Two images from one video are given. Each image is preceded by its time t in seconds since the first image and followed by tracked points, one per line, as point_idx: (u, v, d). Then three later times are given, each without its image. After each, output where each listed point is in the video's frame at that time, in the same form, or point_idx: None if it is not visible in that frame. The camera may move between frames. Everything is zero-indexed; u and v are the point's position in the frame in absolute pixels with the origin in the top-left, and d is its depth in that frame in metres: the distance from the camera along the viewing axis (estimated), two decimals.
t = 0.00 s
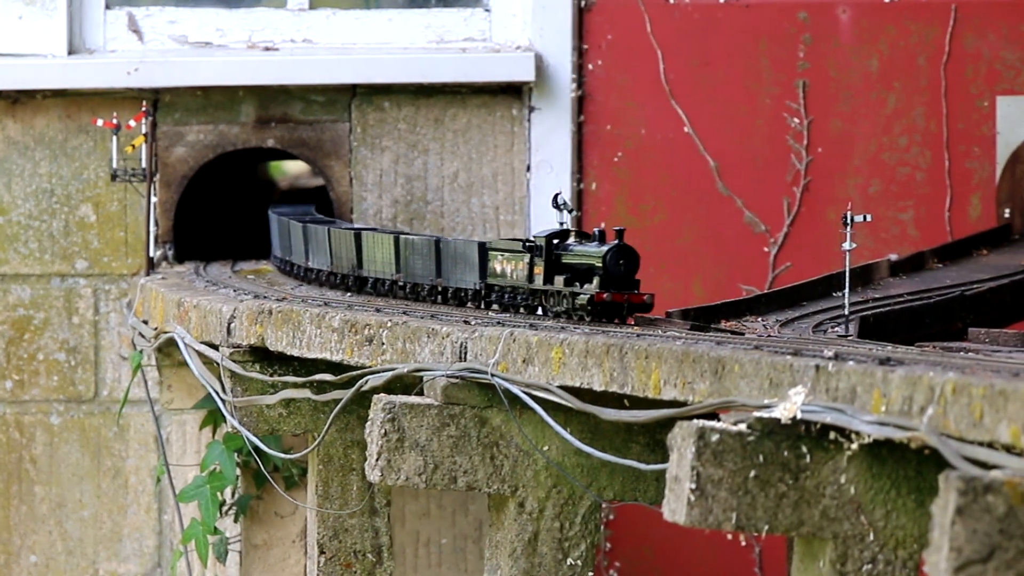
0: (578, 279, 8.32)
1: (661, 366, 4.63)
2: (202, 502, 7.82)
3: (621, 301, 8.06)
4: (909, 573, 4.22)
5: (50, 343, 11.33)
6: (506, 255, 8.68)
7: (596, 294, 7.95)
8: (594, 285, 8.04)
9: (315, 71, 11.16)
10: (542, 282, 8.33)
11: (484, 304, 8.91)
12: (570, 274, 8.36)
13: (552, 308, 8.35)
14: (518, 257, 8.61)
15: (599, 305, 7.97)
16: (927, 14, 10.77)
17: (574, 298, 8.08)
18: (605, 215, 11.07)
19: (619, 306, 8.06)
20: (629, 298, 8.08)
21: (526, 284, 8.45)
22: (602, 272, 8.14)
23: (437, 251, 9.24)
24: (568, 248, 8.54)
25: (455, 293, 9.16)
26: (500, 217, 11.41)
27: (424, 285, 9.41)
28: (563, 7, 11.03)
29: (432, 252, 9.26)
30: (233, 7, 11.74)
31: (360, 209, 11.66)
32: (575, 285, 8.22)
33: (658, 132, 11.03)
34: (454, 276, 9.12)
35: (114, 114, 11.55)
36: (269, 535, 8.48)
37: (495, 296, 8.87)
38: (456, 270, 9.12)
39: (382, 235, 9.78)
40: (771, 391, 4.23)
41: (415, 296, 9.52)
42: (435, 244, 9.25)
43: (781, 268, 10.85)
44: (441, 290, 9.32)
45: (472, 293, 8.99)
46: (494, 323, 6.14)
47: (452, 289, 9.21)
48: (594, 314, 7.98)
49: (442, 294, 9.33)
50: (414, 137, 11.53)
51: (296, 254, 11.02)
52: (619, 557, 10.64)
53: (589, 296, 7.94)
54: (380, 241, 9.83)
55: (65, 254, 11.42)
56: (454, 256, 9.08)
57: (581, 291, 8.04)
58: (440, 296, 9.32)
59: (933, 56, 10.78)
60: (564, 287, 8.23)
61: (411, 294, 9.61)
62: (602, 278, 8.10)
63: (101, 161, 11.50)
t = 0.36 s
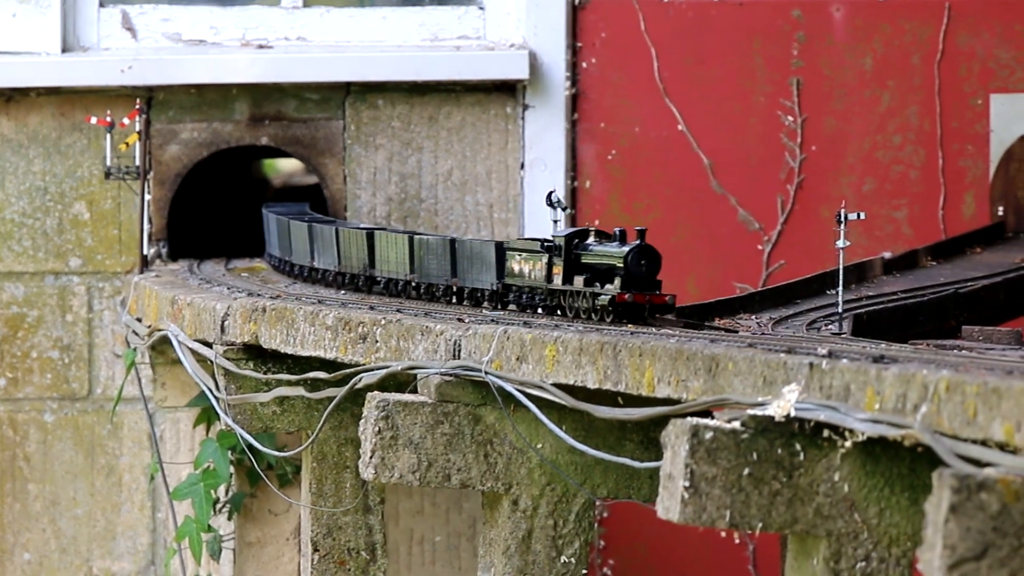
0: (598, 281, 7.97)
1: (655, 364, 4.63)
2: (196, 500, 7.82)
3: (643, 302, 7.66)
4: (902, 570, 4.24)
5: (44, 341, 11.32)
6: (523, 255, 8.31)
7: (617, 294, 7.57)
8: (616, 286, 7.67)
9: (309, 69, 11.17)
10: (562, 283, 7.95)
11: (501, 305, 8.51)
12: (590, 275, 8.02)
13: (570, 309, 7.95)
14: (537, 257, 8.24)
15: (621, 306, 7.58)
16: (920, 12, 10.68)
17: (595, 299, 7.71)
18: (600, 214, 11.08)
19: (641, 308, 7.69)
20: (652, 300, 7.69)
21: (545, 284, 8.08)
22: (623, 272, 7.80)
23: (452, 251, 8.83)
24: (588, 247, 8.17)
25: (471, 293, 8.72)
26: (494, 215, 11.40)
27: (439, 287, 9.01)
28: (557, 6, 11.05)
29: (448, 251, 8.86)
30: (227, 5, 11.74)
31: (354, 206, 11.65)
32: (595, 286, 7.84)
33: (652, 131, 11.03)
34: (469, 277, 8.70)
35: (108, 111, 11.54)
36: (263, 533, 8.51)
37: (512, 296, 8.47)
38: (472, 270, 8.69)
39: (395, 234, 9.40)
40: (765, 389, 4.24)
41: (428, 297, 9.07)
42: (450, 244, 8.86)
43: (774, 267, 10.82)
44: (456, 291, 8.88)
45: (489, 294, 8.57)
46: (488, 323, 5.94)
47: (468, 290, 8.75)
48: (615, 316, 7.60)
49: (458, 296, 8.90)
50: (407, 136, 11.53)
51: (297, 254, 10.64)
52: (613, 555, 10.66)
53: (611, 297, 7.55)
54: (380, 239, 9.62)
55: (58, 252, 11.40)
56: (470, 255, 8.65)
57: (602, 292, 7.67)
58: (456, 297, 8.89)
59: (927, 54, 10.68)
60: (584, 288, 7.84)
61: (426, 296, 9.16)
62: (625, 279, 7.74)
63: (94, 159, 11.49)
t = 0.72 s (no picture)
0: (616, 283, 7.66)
1: (646, 363, 4.64)
2: (186, 500, 7.79)
3: (663, 304, 7.29)
4: (893, 569, 4.24)
5: (35, 341, 11.31)
6: (539, 256, 8.03)
7: (637, 295, 7.25)
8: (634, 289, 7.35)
9: (301, 69, 11.16)
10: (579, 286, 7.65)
11: (515, 307, 8.26)
12: (609, 277, 7.70)
13: (587, 312, 7.63)
14: (552, 259, 7.96)
15: (640, 308, 7.26)
16: (912, 12, 10.69)
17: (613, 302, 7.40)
18: (591, 214, 11.07)
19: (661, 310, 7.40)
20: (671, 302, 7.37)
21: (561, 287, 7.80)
22: (643, 274, 7.44)
23: (467, 252, 8.64)
24: (607, 249, 7.87)
25: (483, 296, 8.47)
26: (485, 215, 11.42)
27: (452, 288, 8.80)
28: (549, 6, 11.05)
29: (463, 252, 8.67)
30: (219, 4, 11.73)
31: (346, 206, 11.64)
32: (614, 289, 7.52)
33: (644, 130, 11.02)
34: (483, 279, 8.49)
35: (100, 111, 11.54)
36: (254, 533, 8.53)
37: (526, 299, 8.21)
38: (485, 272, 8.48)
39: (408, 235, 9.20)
40: (756, 389, 4.25)
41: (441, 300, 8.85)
42: (465, 245, 8.66)
43: (766, 267, 10.81)
44: (469, 294, 8.65)
45: (504, 296, 8.34)
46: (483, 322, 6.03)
47: (481, 292, 8.50)
48: (635, 319, 7.31)
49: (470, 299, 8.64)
50: (399, 135, 11.53)
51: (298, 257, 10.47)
52: (605, 555, 10.68)
53: (630, 298, 7.25)
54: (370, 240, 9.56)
55: (50, 252, 11.39)
56: (484, 257, 8.44)
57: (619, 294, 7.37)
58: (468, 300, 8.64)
59: (918, 54, 10.69)
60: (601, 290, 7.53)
61: (439, 300, 8.94)
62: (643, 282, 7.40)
63: (86, 159, 11.48)
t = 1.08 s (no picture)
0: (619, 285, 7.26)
1: (620, 363, 4.67)
2: (160, 499, 7.79)
3: (667, 308, 6.98)
4: (867, 569, 4.31)
5: (8, 340, 11.27)
6: (539, 258, 7.62)
7: (641, 298, 6.91)
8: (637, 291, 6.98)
9: (275, 68, 11.15)
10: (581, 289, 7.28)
11: (515, 309, 7.93)
12: (611, 279, 7.29)
13: (590, 314, 7.30)
14: (553, 261, 7.54)
15: (644, 311, 6.93)
16: (885, 11, 10.65)
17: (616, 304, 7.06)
18: (565, 212, 11.08)
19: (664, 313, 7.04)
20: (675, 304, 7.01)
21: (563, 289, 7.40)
22: (647, 276, 7.03)
23: (464, 254, 8.24)
24: (610, 250, 7.46)
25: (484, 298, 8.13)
26: (460, 214, 11.41)
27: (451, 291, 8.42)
28: (523, 5, 11.05)
29: (460, 253, 8.29)
30: (193, 3, 11.72)
31: (320, 205, 11.61)
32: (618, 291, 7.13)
33: (618, 130, 11.01)
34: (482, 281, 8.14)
35: (73, 110, 11.51)
36: (229, 532, 8.52)
37: (527, 300, 7.86)
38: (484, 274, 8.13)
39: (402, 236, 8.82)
40: (730, 388, 4.29)
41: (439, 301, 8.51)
42: (461, 245, 8.27)
43: (740, 266, 10.77)
44: (468, 295, 8.27)
45: (503, 297, 8.01)
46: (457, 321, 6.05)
47: (480, 294, 8.16)
48: (638, 322, 6.99)
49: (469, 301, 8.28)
50: (373, 134, 11.53)
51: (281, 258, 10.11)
52: (579, 553, 10.68)
53: (633, 301, 6.91)
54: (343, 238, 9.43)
55: (23, 251, 11.35)
56: (483, 257, 8.07)
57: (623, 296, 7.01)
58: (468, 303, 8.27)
59: (892, 54, 10.65)
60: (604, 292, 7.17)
61: (437, 302, 8.59)
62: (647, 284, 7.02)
63: (59, 158, 11.43)
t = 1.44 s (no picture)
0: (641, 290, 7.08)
1: (615, 365, 4.68)
2: (155, 501, 7.79)
3: (689, 312, 6.86)
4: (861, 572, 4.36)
5: (3, 342, 11.26)
6: (559, 263, 7.52)
7: (663, 302, 6.76)
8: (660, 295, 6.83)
9: (270, 70, 11.16)
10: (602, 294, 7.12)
11: (534, 315, 7.69)
12: (632, 284, 7.11)
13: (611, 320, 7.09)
14: (575, 265, 7.42)
15: (666, 315, 6.79)
16: (880, 14, 10.65)
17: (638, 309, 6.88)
18: (560, 214, 11.06)
19: (687, 317, 6.87)
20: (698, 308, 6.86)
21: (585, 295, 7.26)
22: (669, 280, 6.90)
23: (483, 258, 8.08)
24: (631, 256, 7.26)
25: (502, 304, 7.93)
26: (454, 216, 11.41)
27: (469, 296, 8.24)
28: (518, 7, 11.04)
29: (479, 258, 8.11)
30: (187, 6, 11.73)
31: (314, 208, 11.63)
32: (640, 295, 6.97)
33: (613, 131, 11.01)
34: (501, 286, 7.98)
35: (68, 112, 11.50)
36: (224, 535, 8.50)
37: (546, 305, 7.63)
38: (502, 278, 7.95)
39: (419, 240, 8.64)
40: (725, 391, 4.29)
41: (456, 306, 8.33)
42: (480, 250, 8.10)
43: (735, 268, 10.78)
44: (485, 300, 8.12)
45: (522, 303, 7.80)
46: (450, 323, 6.07)
47: (499, 299, 7.98)
48: (662, 328, 6.80)
49: (486, 306, 8.13)
50: (368, 137, 11.53)
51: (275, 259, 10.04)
52: (573, 556, 10.69)
53: (655, 305, 6.75)
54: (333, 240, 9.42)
55: (17, 253, 11.33)
56: (502, 263, 7.92)
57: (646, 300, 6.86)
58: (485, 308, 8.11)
59: (886, 56, 10.65)
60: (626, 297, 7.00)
61: (454, 308, 8.40)
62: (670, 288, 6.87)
63: (54, 161, 11.44)
